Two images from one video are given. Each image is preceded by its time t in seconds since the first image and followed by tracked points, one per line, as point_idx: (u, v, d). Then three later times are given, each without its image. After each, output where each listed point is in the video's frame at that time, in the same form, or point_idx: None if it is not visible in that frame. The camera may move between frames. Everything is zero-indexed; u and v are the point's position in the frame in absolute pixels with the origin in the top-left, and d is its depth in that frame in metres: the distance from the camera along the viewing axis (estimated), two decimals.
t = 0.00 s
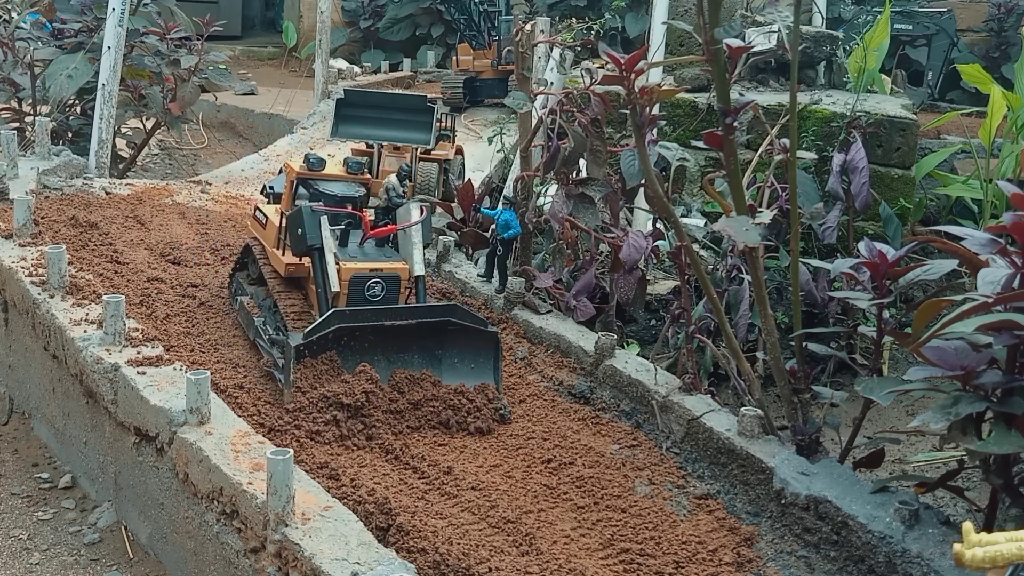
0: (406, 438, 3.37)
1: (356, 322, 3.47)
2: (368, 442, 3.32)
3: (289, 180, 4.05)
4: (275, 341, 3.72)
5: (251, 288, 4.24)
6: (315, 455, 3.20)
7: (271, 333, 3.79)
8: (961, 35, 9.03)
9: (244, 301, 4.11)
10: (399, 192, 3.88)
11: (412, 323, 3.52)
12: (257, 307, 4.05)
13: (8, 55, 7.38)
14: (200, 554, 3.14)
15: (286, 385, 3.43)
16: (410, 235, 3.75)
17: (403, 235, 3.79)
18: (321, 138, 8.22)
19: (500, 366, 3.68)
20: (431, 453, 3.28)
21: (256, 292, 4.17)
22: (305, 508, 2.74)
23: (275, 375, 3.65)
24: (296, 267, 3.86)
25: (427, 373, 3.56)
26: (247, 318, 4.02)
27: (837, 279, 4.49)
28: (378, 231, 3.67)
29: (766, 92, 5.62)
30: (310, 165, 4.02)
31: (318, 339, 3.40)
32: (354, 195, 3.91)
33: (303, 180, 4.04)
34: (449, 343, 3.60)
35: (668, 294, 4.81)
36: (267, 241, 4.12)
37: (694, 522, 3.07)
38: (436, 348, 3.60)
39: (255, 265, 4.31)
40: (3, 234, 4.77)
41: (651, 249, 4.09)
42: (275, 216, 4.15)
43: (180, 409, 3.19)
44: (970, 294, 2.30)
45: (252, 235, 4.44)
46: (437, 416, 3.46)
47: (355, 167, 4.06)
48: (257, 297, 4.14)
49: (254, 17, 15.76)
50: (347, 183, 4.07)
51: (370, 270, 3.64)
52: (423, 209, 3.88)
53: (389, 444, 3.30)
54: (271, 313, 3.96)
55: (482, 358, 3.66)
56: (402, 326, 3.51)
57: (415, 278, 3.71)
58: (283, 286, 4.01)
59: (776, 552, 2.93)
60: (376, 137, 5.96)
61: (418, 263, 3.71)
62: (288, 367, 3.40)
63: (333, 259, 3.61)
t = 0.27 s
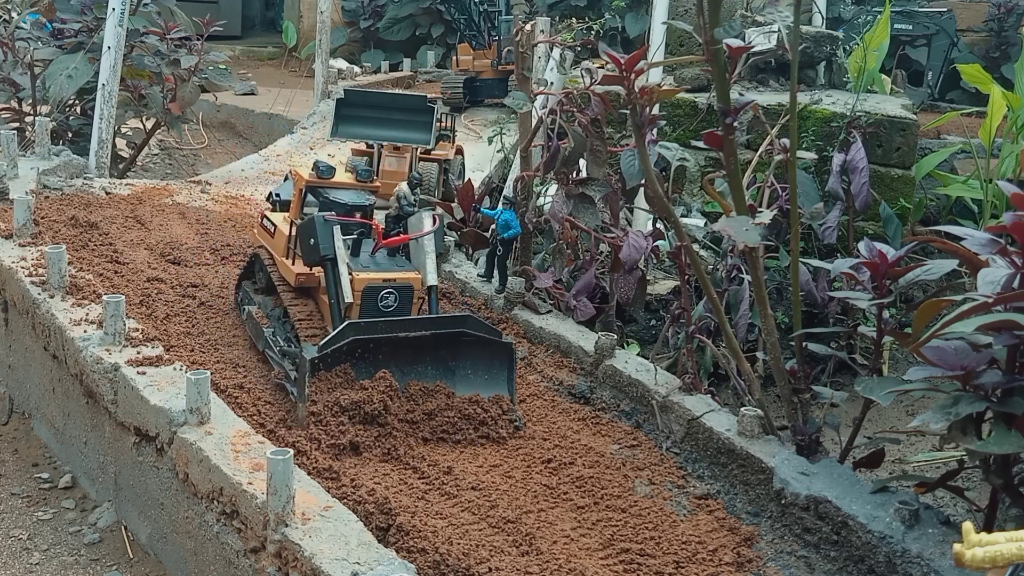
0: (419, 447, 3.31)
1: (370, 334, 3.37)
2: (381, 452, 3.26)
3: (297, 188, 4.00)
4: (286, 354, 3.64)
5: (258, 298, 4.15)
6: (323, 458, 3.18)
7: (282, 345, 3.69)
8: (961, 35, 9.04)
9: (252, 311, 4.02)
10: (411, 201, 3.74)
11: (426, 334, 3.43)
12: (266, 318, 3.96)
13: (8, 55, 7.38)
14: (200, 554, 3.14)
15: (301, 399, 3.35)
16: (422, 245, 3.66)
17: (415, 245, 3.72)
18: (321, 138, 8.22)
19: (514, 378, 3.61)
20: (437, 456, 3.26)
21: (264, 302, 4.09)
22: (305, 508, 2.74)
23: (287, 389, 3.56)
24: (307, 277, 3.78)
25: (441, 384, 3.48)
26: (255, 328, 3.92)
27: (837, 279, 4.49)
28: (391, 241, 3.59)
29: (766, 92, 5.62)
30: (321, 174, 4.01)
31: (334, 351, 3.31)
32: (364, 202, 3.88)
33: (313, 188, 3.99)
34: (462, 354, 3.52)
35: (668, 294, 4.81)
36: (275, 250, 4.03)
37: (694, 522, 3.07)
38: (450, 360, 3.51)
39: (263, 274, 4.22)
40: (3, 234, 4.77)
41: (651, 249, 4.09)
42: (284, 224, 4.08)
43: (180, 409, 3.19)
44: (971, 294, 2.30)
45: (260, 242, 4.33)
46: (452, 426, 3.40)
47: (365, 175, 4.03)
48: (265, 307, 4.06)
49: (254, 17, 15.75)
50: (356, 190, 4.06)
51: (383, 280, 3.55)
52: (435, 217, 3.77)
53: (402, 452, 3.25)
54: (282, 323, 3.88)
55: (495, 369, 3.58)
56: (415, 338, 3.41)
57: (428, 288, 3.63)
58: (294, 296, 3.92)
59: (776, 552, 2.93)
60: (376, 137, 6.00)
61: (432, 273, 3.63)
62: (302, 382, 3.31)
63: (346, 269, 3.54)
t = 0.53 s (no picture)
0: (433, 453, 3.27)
1: (386, 342, 3.34)
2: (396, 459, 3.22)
3: (303, 197, 3.99)
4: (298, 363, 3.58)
5: (265, 308, 4.10)
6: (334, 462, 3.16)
7: (293, 355, 3.64)
8: (961, 35, 9.04)
9: (259, 321, 3.95)
10: (418, 206, 3.69)
11: (439, 341, 3.40)
12: (274, 327, 3.90)
13: (8, 55, 7.39)
14: (200, 554, 3.14)
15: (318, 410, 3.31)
16: (432, 251, 3.63)
17: (425, 250, 3.65)
18: (321, 138, 8.22)
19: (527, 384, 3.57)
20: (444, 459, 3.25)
21: (271, 312, 4.03)
22: (305, 508, 2.74)
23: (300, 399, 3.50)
24: (316, 286, 3.72)
25: (455, 392, 3.43)
26: (263, 339, 3.86)
27: (837, 279, 4.49)
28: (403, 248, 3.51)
29: (766, 92, 5.62)
30: (326, 181, 3.95)
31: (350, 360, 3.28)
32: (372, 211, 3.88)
33: (318, 196, 3.98)
34: (475, 361, 3.48)
35: (668, 293, 4.81)
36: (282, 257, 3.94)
37: (693, 522, 3.07)
38: (463, 366, 3.47)
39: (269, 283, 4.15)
40: (3, 234, 4.77)
41: (651, 249, 4.09)
42: (291, 232, 3.98)
43: (180, 409, 3.19)
44: (970, 294, 2.30)
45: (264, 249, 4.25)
46: (468, 433, 3.35)
47: (370, 181, 4.00)
48: (271, 317, 4.01)
49: (254, 18, 15.75)
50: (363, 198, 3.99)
51: (395, 288, 3.49)
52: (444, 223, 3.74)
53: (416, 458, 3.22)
54: (291, 333, 3.83)
55: (508, 376, 3.54)
56: (430, 346, 3.39)
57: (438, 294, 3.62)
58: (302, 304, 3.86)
59: (776, 552, 2.93)
60: (376, 137, 6.04)
61: (442, 279, 3.62)
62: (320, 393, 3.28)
63: (358, 278, 3.45)
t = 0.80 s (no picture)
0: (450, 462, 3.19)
1: (403, 355, 3.23)
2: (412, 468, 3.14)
3: (316, 205, 3.82)
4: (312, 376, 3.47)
5: (275, 318, 3.99)
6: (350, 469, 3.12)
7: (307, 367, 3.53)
8: (961, 35, 9.04)
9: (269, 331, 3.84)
10: (432, 215, 3.59)
11: (456, 353, 3.29)
12: (286, 339, 3.79)
13: (8, 55, 7.39)
14: (200, 554, 3.14)
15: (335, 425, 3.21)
16: (447, 261, 3.52)
17: (439, 260, 3.56)
18: (321, 138, 8.22)
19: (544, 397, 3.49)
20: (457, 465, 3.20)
21: (282, 323, 3.92)
22: (305, 508, 2.74)
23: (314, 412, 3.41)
24: (329, 297, 3.60)
25: (472, 404, 3.34)
26: (275, 350, 3.74)
27: (837, 279, 4.49)
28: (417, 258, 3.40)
29: (766, 92, 5.62)
30: (338, 189, 3.79)
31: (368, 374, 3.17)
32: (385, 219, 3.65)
33: (330, 205, 3.80)
34: (492, 372, 3.39)
35: (668, 294, 4.81)
36: (294, 269, 3.85)
37: (694, 522, 3.07)
38: (480, 378, 3.38)
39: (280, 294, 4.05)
40: (3, 234, 4.77)
41: (651, 249, 4.08)
42: (303, 242, 3.87)
43: (180, 409, 3.19)
44: (970, 294, 2.30)
45: (273, 259, 4.15)
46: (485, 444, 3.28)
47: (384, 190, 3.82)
48: (283, 326, 3.91)
49: (254, 18, 15.75)
50: (376, 207, 3.82)
51: (411, 299, 3.39)
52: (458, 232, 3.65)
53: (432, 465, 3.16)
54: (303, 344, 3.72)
55: (524, 388, 3.46)
56: (447, 358, 3.27)
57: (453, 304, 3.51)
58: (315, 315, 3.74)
59: (776, 552, 2.94)
60: (376, 136, 6.15)
61: (458, 290, 3.50)
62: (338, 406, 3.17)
63: (373, 288, 3.35)
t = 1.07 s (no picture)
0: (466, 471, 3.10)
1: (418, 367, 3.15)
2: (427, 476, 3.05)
3: (328, 215, 3.70)
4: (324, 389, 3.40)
5: (287, 330, 3.92)
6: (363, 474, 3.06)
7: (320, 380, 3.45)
8: (961, 35, 9.04)
9: (281, 344, 3.75)
10: (446, 225, 3.51)
11: (472, 365, 3.21)
12: (299, 351, 3.71)
13: (8, 55, 7.39)
14: (200, 554, 3.14)
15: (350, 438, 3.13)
16: (462, 271, 3.44)
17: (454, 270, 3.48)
18: (321, 138, 8.22)
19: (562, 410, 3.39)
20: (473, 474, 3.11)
21: (293, 335, 3.85)
22: (305, 508, 2.74)
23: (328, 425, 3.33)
24: (342, 308, 3.51)
25: (487, 417, 3.26)
26: (287, 363, 3.66)
27: (837, 279, 4.48)
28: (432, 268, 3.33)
29: (766, 92, 5.62)
30: (350, 199, 3.68)
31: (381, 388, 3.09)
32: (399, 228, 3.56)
33: (342, 215, 3.68)
34: (508, 385, 3.31)
35: (668, 293, 4.81)
36: (306, 280, 3.77)
37: (694, 522, 3.07)
38: (495, 390, 3.30)
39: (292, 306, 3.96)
40: (3, 234, 4.77)
41: (651, 249, 4.08)
42: (314, 253, 3.78)
43: (180, 409, 3.19)
44: (970, 294, 2.30)
45: (285, 270, 4.06)
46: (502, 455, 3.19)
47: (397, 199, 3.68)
48: (295, 338, 3.84)
49: (254, 18, 15.75)
50: (388, 217, 3.69)
51: (425, 309, 3.32)
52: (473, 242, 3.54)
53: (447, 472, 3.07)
54: (316, 357, 3.63)
55: (542, 400, 3.36)
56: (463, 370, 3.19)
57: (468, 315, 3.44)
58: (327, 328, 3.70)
59: (776, 552, 2.94)
60: (376, 136, 6.17)
61: (473, 300, 3.43)
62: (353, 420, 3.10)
63: (387, 299, 3.28)
